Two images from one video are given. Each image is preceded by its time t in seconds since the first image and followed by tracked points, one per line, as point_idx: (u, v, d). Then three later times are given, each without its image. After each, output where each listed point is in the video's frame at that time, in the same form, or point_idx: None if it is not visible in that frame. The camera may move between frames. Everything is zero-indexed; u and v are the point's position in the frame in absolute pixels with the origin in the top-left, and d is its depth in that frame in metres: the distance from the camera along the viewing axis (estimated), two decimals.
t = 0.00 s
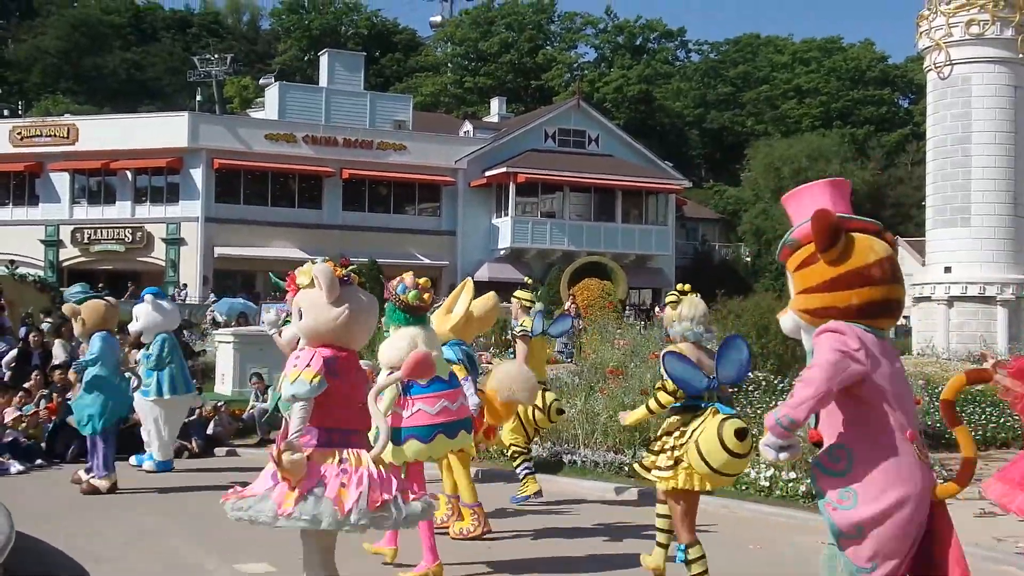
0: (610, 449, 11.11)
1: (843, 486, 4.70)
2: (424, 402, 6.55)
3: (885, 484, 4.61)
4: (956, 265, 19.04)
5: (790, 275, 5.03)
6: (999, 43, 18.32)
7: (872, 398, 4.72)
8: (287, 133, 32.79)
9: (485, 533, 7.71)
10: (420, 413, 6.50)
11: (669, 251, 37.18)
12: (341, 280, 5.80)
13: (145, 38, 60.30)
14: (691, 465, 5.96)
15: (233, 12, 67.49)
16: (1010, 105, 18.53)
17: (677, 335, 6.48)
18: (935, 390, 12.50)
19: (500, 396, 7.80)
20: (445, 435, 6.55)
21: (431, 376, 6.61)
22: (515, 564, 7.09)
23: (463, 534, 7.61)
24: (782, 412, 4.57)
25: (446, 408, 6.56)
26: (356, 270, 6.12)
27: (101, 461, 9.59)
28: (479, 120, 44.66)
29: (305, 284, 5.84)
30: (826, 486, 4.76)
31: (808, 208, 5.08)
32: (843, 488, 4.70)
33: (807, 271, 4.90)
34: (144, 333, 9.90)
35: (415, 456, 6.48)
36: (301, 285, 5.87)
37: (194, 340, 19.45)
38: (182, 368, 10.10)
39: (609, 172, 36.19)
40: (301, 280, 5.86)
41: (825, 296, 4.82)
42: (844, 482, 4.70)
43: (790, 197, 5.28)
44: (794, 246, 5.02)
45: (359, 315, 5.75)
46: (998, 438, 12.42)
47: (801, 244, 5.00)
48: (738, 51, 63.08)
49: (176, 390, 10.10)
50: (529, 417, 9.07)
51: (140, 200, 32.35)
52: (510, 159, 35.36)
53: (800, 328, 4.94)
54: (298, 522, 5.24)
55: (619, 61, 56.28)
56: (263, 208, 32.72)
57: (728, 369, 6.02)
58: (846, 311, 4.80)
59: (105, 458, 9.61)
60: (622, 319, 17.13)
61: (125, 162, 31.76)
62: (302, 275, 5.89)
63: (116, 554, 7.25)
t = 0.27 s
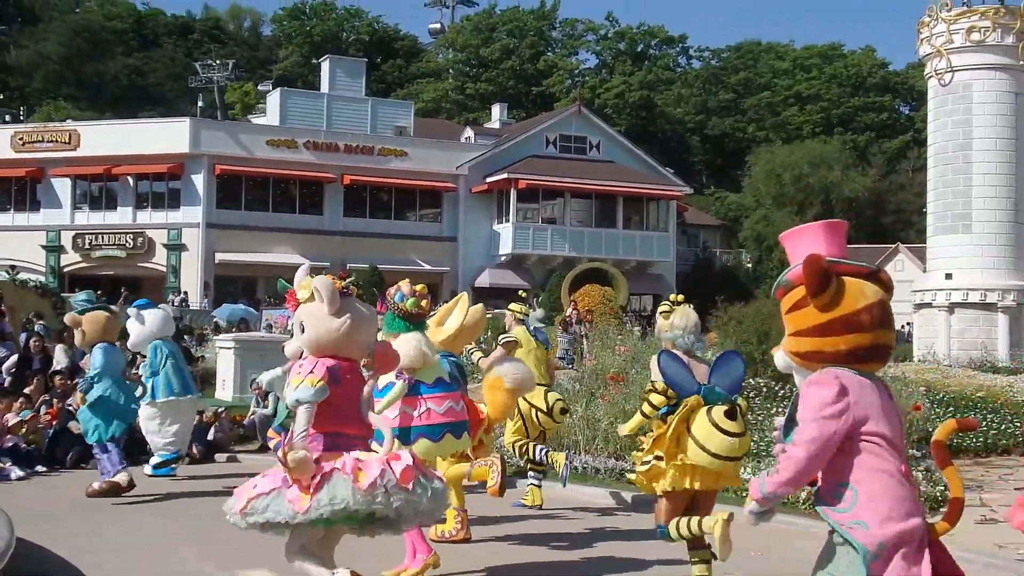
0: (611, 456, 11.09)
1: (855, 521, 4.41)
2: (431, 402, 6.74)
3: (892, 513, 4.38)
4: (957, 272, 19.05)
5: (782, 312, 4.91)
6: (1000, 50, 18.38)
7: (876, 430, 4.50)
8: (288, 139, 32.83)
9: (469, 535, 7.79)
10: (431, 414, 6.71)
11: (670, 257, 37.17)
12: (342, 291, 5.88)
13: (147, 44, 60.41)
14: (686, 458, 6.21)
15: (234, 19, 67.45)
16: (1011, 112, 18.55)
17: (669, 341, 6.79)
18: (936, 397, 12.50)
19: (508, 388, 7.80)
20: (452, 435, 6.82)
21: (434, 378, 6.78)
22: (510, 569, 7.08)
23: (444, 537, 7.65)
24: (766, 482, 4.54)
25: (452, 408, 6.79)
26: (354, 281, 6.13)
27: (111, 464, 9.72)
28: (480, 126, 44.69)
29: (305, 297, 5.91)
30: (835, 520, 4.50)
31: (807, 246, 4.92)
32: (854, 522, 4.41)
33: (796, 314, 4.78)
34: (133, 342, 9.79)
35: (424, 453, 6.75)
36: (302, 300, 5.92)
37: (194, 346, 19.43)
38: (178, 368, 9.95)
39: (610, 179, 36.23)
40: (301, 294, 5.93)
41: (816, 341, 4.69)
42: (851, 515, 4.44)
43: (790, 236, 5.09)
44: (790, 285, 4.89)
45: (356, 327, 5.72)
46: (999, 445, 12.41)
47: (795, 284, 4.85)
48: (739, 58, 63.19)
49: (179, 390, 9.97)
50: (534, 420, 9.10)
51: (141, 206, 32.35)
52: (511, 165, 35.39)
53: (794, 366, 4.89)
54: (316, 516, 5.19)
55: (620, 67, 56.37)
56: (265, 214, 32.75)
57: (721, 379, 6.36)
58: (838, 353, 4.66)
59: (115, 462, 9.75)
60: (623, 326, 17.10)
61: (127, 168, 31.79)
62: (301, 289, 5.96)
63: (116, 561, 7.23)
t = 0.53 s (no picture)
0: (610, 461, 11.08)
1: (877, 518, 4.49)
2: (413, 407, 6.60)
3: (908, 514, 4.52)
4: (956, 277, 19.04)
5: (813, 305, 4.80)
6: (1000, 56, 18.42)
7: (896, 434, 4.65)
8: (289, 144, 32.83)
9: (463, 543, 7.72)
10: (409, 417, 6.54)
11: (670, 263, 37.17)
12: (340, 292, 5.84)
13: (147, 49, 60.52)
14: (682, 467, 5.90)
15: (234, 24, 67.58)
16: (1011, 118, 18.55)
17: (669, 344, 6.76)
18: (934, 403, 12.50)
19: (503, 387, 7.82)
20: (431, 443, 6.64)
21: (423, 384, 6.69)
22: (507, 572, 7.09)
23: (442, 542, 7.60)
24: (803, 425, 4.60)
25: (434, 417, 6.66)
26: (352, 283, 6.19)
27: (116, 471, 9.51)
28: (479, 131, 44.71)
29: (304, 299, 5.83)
30: (860, 521, 4.50)
31: (829, 251, 4.96)
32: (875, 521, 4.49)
33: (844, 307, 4.73)
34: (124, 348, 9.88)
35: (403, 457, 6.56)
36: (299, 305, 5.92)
37: (193, 350, 19.42)
38: (173, 371, 9.97)
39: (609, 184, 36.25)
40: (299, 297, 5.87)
41: (861, 336, 4.69)
42: (875, 514, 4.50)
43: (781, 239, 5.14)
44: (816, 283, 4.85)
45: (358, 328, 5.72)
46: (999, 450, 12.39)
47: (830, 278, 4.84)
48: (739, 63, 63.26)
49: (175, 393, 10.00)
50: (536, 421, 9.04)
51: (141, 210, 32.36)
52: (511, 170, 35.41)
53: (825, 364, 4.71)
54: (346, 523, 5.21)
55: (620, 72, 56.44)
56: (264, 218, 32.75)
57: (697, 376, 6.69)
58: (867, 356, 4.71)
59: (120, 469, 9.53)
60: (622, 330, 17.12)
61: (126, 173, 31.80)
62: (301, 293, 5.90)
63: (115, 565, 7.22)
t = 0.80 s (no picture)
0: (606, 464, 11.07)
1: (856, 491, 4.64)
2: (417, 410, 6.55)
3: (888, 487, 4.65)
4: (952, 279, 19.06)
5: (802, 271, 4.98)
6: (994, 57, 18.44)
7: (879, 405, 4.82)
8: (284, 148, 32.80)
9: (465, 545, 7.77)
10: (414, 421, 6.51)
11: (665, 265, 37.19)
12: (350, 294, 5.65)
13: (142, 53, 60.51)
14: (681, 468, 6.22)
15: (229, 28, 67.56)
16: (1005, 120, 18.59)
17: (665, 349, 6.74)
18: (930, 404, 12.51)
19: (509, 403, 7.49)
20: (434, 445, 6.62)
21: (422, 387, 6.62)
22: None
23: (441, 545, 7.66)
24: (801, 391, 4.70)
25: (437, 419, 6.60)
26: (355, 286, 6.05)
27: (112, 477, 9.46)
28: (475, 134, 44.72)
29: (312, 301, 5.63)
30: (838, 495, 4.68)
31: (829, 217, 5.13)
32: (856, 495, 4.64)
33: (832, 275, 4.89)
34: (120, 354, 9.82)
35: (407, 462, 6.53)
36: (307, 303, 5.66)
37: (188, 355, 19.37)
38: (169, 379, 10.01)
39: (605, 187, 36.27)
40: (307, 297, 5.65)
41: (849, 305, 4.85)
42: (854, 486, 4.66)
43: (786, 202, 5.33)
44: (806, 251, 5.04)
45: (369, 334, 5.67)
46: (995, 451, 12.40)
47: (821, 246, 5.01)
48: (734, 65, 63.33)
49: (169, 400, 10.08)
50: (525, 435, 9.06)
51: (136, 215, 32.32)
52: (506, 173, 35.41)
53: (809, 331, 4.89)
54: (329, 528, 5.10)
55: (615, 75, 56.49)
56: (260, 222, 32.73)
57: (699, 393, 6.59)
58: (852, 326, 4.87)
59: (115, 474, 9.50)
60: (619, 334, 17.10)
61: (121, 177, 31.75)
62: (308, 291, 5.68)
63: (111, 569, 7.21)
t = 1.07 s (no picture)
0: (605, 466, 11.06)
1: (850, 524, 4.70)
2: (422, 409, 6.45)
3: (883, 518, 4.69)
4: (950, 279, 19.08)
5: (794, 303, 4.98)
6: (991, 58, 18.47)
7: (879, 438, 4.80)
8: (283, 150, 32.81)
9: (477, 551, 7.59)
10: (419, 420, 6.41)
11: (664, 266, 37.18)
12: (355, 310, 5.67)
13: (140, 56, 60.56)
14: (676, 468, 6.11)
15: (227, 30, 67.63)
16: (1003, 120, 18.60)
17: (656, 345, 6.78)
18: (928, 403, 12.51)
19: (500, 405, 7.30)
20: (442, 442, 6.49)
21: (425, 385, 6.53)
22: None
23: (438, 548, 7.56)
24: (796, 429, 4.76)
25: (443, 416, 6.49)
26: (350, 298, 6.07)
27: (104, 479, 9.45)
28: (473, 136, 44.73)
29: (317, 321, 5.58)
30: (831, 527, 4.75)
31: (816, 246, 5.11)
32: (847, 529, 4.70)
33: (823, 306, 4.90)
34: (120, 360, 9.81)
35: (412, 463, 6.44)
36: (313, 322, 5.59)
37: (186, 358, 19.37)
38: (169, 383, 10.01)
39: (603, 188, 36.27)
40: (311, 317, 5.60)
41: (843, 335, 4.87)
42: (847, 518, 4.71)
43: (774, 234, 5.31)
44: (799, 280, 5.04)
45: (375, 349, 5.72)
46: (994, 451, 12.37)
47: (811, 277, 5.02)
48: (732, 66, 63.38)
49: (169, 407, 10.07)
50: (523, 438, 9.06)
51: (134, 217, 32.31)
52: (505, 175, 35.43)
53: (805, 361, 4.91)
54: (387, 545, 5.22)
55: (613, 76, 56.54)
56: (258, 224, 32.73)
57: (704, 392, 6.38)
58: (847, 356, 4.90)
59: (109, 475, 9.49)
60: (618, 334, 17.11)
61: (119, 180, 31.75)
62: (312, 312, 5.63)
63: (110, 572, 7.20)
